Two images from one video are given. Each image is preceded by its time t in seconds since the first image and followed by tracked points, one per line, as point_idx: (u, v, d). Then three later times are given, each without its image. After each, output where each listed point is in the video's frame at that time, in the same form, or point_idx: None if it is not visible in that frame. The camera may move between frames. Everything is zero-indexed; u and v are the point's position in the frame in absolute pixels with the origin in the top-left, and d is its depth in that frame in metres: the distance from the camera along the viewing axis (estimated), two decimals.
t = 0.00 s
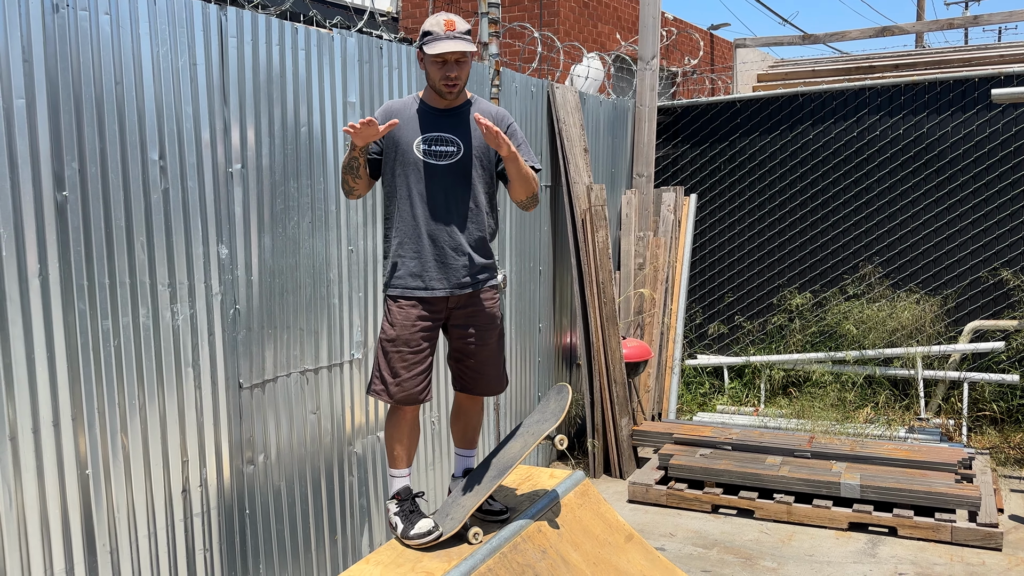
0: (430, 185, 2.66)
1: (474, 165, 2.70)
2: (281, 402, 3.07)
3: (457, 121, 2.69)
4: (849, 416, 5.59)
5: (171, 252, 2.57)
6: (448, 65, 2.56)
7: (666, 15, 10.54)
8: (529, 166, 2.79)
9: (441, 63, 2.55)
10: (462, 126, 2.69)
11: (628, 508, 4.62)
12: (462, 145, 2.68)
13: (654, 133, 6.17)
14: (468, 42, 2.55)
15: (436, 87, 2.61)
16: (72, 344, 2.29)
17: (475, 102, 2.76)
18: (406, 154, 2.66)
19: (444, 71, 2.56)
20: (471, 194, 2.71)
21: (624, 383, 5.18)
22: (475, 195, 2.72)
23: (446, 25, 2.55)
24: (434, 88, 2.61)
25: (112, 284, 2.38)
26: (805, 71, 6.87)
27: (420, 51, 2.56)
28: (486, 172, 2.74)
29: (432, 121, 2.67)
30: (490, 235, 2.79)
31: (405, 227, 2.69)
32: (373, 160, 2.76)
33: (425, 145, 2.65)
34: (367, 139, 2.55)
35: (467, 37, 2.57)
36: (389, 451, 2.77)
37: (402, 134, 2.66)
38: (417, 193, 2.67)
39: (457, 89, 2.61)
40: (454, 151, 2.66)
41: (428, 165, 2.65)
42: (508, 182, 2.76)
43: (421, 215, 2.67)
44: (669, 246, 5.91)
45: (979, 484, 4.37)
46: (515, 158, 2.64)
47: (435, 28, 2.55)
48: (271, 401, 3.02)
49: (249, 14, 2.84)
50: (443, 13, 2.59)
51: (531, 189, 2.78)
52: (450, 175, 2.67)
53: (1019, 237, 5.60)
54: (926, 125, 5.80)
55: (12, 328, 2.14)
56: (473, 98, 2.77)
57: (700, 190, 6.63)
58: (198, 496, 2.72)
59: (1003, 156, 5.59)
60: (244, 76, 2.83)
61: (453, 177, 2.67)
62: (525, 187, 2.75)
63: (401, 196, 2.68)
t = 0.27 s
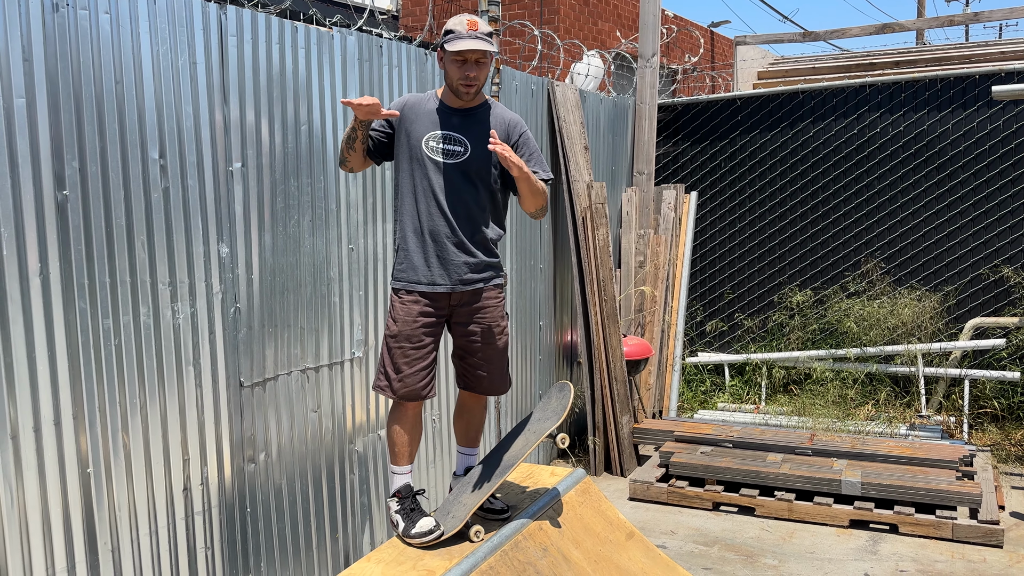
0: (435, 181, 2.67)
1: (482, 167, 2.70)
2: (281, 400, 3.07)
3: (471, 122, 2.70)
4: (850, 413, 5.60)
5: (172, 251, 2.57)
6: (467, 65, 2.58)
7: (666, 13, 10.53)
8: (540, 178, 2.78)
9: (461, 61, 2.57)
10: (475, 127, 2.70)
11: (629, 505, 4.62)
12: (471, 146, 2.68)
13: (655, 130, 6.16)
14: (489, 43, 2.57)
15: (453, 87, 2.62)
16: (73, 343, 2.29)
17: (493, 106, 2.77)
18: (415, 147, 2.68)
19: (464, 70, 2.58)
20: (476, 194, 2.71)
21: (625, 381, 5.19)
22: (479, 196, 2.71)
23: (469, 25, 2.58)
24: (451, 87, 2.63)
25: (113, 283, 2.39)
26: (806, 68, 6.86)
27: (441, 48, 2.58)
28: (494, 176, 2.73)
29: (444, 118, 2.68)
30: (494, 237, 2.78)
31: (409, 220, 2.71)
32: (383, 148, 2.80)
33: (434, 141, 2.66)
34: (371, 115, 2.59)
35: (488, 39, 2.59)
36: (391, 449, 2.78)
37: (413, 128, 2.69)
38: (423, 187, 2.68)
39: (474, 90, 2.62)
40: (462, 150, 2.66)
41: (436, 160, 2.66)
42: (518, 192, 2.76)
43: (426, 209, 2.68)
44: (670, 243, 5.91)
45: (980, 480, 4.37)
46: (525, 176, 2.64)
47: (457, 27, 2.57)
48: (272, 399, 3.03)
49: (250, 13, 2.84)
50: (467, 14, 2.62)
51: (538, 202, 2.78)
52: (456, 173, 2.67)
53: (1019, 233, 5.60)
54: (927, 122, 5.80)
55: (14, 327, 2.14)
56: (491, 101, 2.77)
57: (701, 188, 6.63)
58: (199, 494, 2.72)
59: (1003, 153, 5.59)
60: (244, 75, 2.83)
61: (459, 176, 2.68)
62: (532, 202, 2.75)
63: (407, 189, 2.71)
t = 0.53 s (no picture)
0: (441, 177, 2.67)
1: (487, 167, 2.71)
2: (282, 398, 3.07)
3: (480, 121, 2.71)
4: (850, 411, 5.61)
5: (172, 249, 2.57)
6: (480, 61, 2.58)
7: (667, 11, 10.52)
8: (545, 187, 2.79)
9: (474, 57, 2.58)
10: (482, 127, 2.71)
11: (630, 503, 4.62)
12: (477, 146, 2.69)
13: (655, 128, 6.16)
14: (503, 42, 2.57)
15: (464, 83, 2.63)
16: (74, 341, 2.30)
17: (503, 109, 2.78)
18: (423, 142, 2.69)
19: (476, 65, 2.58)
20: (480, 194, 2.71)
21: (625, 379, 5.19)
22: (483, 195, 2.72)
23: (485, 22, 2.58)
24: (461, 83, 2.63)
25: (114, 281, 2.39)
26: (806, 66, 6.86)
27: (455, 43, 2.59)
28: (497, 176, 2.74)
29: (453, 115, 2.69)
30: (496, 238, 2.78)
31: (414, 214, 2.72)
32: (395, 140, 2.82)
33: (442, 137, 2.67)
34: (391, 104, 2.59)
35: (503, 38, 2.59)
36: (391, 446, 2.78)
37: (423, 123, 2.70)
38: (429, 182, 2.69)
39: (484, 87, 2.63)
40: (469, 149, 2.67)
41: (443, 157, 2.67)
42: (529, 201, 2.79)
43: (431, 204, 2.69)
44: (670, 241, 5.91)
45: (980, 478, 4.37)
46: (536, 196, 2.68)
47: (472, 24, 2.57)
48: (272, 397, 3.03)
49: (250, 11, 2.84)
50: (483, 12, 2.62)
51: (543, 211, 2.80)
52: (460, 171, 2.68)
53: (1019, 232, 5.60)
54: (927, 120, 5.79)
55: (14, 325, 2.14)
56: (502, 105, 2.78)
57: (701, 186, 6.63)
58: (200, 492, 2.72)
59: (1004, 151, 5.59)
60: (244, 73, 2.83)
61: (463, 174, 2.68)
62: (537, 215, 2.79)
63: (413, 184, 2.72)
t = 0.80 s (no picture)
0: (446, 177, 2.67)
1: (492, 166, 2.70)
2: (282, 397, 3.07)
3: (484, 119, 2.70)
4: (850, 410, 5.61)
5: (173, 248, 2.57)
6: (479, 54, 2.60)
7: (667, 9, 10.51)
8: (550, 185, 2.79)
9: (474, 50, 2.59)
10: (487, 125, 2.70)
11: (630, 502, 4.63)
12: (483, 144, 2.68)
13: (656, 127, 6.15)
14: (503, 36, 2.58)
15: (466, 78, 2.64)
16: (74, 340, 2.30)
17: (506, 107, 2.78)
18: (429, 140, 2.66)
19: (476, 58, 2.60)
20: (484, 192, 2.72)
21: (625, 377, 5.19)
22: (487, 194, 2.72)
23: (485, 16, 2.59)
24: (463, 77, 2.65)
25: (114, 279, 2.39)
26: (806, 65, 6.86)
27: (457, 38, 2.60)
28: (501, 175, 2.75)
29: (458, 114, 2.68)
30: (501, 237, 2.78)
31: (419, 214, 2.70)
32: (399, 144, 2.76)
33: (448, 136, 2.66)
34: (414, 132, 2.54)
35: (504, 32, 2.60)
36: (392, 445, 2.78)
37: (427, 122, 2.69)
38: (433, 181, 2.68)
39: (485, 80, 2.64)
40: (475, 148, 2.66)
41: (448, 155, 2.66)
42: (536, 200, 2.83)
43: (435, 204, 2.68)
44: (671, 240, 5.90)
45: (980, 478, 4.37)
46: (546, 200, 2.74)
47: (472, 19, 2.59)
48: (272, 396, 3.03)
49: (250, 10, 2.84)
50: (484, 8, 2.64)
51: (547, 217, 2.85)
52: (466, 170, 2.67)
53: (1020, 231, 5.60)
54: (927, 119, 5.79)
55: (14, 323, 2.14)
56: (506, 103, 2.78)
57: (701, 185, 6.62)
58: (200, 491, 2.73)
59: (1004, 150, 5.59)
60: (245, 72, 2.82)
61: (469, 173, 2.68)
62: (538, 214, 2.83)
63: (418, 183, 2.70)
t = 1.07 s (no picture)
0: (448, 176, 2.68)
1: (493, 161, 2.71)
2: (282, 395, 3.07)
3: (480, 115, 2.71)
4: (851, 409, 5.61)
5: (173, 247, 2.57)
6: (468, 54, 2.60)
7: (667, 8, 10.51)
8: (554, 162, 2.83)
9: (463, 50, 2.60)
10: (484, 121, 2.71)
11: (630, 501, 4.63)
12: (483, 139, 2.70)
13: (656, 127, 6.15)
14: (491, 34, 2.58)
15: (457, 78, 2.65)
16: (75, 339, 2.30)
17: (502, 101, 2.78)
18: (428, 142, 2.67)
19: (465, 58, 2.61)
20: (486, 188, 2.72)
21: (625, 376, 5.19)
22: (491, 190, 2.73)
23: (471, 16, 2.59)
24: (455, 78, 2.66)
25: (115, 278, 2.39)
26: (807, 65, 6.85)
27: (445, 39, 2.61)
28: (502, 169, 2.75)
29: (454, 113, 2.69)
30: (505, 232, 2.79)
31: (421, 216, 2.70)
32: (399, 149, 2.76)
33: (446, 136, 2.67)
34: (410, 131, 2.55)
35: (491, 30, 2.59)
36: (394, 445, 2.77)
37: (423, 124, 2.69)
38: (433, 182, 2.68)
39: (476, 79, 2.65)
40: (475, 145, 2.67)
41: (447, 155, 2.67)
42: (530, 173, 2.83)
43: (437, 204, 2.69)
44: (671, 240, 5.90)
45: (980, 477, 4.37)
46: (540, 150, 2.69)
47: (460, 19, 2.59)
48: (273, 395, 3.03)
49: (251, 8, 2.84)
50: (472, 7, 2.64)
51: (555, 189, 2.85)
52: (467, 168, 2.68)
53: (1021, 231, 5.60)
54: (928, 119, 5.79)
55: (15, 322, 2.14)
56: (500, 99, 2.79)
57: (702, 185, 6.62)
58: (201, 489, 2.72)
59: (1005, 150, 5.59)
60: (246, 69, 2.82)
61: (471, 170, 2.69)
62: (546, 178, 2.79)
63: (419, 185, 2.71)
